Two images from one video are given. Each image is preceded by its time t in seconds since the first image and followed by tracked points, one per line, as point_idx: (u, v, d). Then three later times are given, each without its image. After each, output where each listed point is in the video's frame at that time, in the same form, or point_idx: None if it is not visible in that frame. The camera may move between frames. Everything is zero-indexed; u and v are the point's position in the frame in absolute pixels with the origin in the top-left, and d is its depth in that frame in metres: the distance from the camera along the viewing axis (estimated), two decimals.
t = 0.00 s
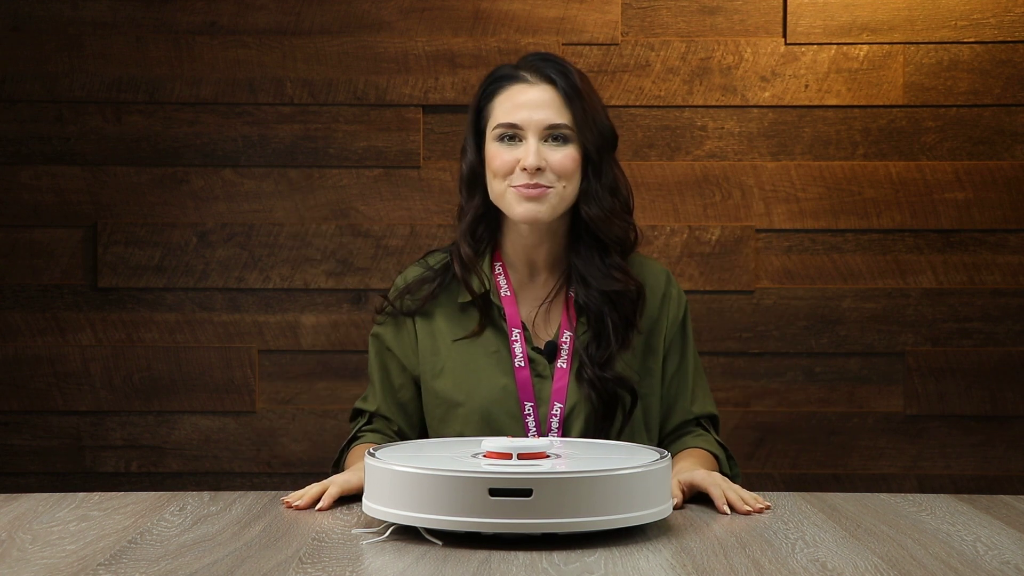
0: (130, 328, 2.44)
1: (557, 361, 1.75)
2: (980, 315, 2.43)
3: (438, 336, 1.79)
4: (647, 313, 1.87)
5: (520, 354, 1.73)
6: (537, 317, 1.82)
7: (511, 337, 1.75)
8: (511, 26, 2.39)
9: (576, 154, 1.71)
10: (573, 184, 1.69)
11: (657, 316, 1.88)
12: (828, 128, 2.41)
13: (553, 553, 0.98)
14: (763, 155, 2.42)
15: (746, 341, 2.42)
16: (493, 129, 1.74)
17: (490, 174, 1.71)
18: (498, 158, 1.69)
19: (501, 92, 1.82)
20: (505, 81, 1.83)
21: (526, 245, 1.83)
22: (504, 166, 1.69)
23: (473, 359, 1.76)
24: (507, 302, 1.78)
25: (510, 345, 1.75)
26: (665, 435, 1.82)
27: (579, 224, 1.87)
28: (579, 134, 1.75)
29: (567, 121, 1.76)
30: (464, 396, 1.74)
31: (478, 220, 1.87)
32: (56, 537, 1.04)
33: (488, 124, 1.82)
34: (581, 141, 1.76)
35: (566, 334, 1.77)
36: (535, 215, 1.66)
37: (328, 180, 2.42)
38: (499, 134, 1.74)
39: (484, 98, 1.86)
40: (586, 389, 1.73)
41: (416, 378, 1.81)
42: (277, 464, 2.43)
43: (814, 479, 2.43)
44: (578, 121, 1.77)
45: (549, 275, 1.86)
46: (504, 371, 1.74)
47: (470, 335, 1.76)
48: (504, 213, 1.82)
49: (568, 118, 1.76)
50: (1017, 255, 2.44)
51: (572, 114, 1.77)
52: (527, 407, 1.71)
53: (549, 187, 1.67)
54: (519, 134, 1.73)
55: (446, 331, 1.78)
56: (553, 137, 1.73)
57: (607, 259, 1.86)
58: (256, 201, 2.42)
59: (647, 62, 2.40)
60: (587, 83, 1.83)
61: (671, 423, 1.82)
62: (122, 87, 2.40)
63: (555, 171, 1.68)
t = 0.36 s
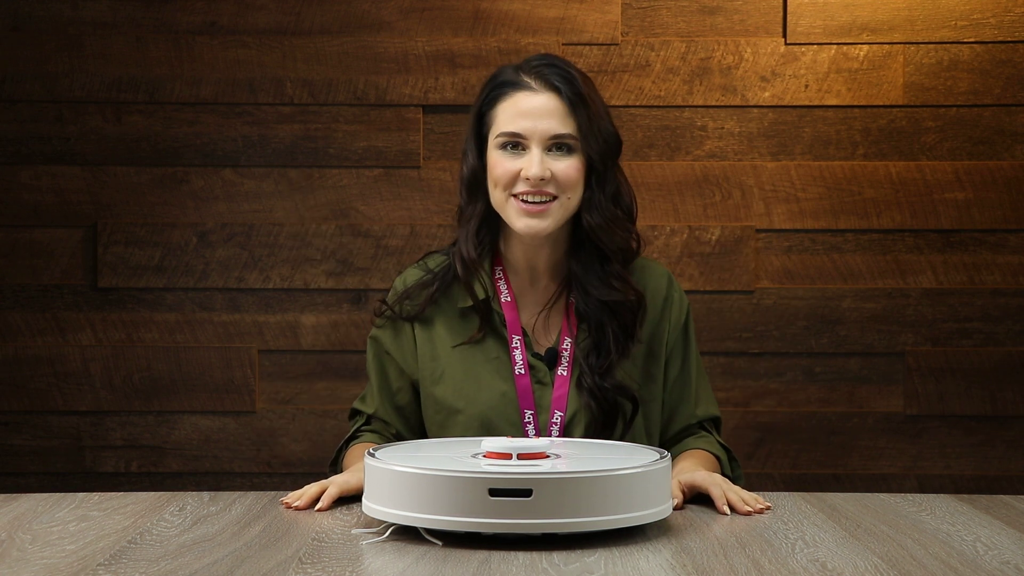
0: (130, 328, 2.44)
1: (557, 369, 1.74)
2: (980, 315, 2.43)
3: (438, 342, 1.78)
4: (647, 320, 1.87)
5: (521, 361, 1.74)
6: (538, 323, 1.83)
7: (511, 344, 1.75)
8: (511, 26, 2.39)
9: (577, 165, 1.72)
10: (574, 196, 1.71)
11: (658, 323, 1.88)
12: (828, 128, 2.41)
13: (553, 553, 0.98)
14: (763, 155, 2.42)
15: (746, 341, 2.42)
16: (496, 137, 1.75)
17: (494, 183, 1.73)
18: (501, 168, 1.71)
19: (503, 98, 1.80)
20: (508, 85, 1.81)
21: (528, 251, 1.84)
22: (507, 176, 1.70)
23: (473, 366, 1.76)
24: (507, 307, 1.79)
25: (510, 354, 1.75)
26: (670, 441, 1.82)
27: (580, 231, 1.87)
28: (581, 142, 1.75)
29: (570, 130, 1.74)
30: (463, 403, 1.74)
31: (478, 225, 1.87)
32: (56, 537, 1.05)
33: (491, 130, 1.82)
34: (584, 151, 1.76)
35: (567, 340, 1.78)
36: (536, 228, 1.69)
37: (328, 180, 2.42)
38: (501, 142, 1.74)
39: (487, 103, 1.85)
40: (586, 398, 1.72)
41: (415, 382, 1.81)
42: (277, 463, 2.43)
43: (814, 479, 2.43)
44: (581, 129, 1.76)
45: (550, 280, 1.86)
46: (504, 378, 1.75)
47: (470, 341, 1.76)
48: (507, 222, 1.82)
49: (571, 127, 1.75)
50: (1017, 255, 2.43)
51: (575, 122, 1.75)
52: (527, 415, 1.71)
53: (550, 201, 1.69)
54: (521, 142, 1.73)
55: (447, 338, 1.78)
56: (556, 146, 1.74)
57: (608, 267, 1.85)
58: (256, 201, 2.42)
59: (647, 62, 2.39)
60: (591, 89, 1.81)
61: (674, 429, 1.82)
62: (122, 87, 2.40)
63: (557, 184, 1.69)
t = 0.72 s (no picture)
0: (130, 328, 2.44)
1: (557, 359, 1.74)
2: (980, 315, 2.43)
3: (439, 333, 1.80)
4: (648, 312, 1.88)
5: (519, 350, 1.74)
6: (537, 313, 1.83)
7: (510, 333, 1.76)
8: (511, 26, 2.39)
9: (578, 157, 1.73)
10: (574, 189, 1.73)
11: (657, 315, 1.88)
12: (828, 128, 2.41)
13: (553, 553, 0.98)
14: (763, 155, 2.42)
15: (746, 341, 2.42)
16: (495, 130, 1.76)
17: (493, 177, 1.74)
18: (501, 163, 1.73)
19: (501, 92, 1.79)
20: (506, 80, 1.80)
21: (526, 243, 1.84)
22: (506, 171, 1.72)
23: (473, 356, 1.77)
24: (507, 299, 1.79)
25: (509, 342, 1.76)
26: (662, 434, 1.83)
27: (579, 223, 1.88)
28: (580, 135, 1.75)
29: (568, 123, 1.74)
30: (464, 395, 1.75)
31: (478, 218, 1.87)
32: (56, 537, 1.04)
33: (489, 125, 1.81)
34: (582, 143, 1.75)
35: (565, 331, 1.78)
36: (537, 222, 1.70)
37: (328, 180, 2.42)
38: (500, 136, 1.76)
39: (483, 97, 1.83)
40: (583, 383, 1.73)
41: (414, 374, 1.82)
42: (277, 463, 2.43)
43: (814, 479, 2.43)
44: (578, 122, 1.75)
45: (548, 273, 1.86)
46: (504, 366, 1.76)
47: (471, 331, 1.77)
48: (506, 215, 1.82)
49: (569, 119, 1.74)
50: (1017, 255, 2.44)
51: (573, 115, 1.75)
52: (524, 403, 1.72)
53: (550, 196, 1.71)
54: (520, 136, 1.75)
55: (447, 327, 1.79)
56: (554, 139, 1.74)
57: (607, 256, 1.85)
58: (256, 201, 2.42)
59: (647, 62, 2.39)
60: (588, 81, 1.80)
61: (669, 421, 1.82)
62: (122, 87, 2.40)
63: (556, 178, 1.70)
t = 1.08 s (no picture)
0: (130, 328, 2.44)
1: (557, 356, 1.74)
2: (980, 315, 2.43)
3: (437, 333, 1.79)
4: (649, 310, 1.88)
5: (520, 347, 1.73)
6: (536, 311, 1.83)
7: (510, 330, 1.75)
8: (511, 26, 2.39)
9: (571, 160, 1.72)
10: (568, 192, 1.72)
11: (658, 313, 1.88)
12: (828, 128, 2.41)
13: (553, 553, 0.98)
14: (763, 155, 2.42)
15: (746, 342, 2.42)
16: (488, 134, 1.75)
17: (487, 181, 1.74)
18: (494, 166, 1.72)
19: (494, 96, 1.79)
20: (498, 84, 1.80)
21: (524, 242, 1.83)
22: (500, 175, 1.71)
23: (472, 355, 1.76)
24: (506, 296, 1.78)
25: (509, 339, 1.75)
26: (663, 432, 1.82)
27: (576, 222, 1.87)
28: (574, 138, 1.74)
29: (562, 127, 1.73)
30: (464, 394, 1.75)
31: (473, 220, 1.87)
32: (56, 537, 1.04)
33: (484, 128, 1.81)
34: (576, 146, 1.75)
35: (565, 327, 1.78)
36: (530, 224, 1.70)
37: (328, 180, 2.42)
38: (493, 140, 1.74)
39: (477, 101, 1.84)
40: (589, 378, 1.73)
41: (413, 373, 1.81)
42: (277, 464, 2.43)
43: (814, 479, 2.43)
44: (572, 125, 1.75)
45: (546, 271, 1.86)
46: (503, 364, 1.75)
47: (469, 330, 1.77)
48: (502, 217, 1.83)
49: (562, 123, 1.74)
50: (1017, 255, 2.44)
51: (566, 118, 1.74)
52: (526, 401, 1.71)
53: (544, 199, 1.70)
54: (514, 140, 1.73)
55: (445, 327, 1.79)
56: (548, 142, 1.73)
57: (607, 254, 1.86)
58: (256, 201, 2.42)
59: (647, 62, 2.39)
60: (581, 82, 1.80)
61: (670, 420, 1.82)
62: (122, 87, 2.40)
63: (550, 181, 1.70)
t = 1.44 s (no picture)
0: (130, 327, 2.44)
1: (553, 364, 1.75)
2: (980, 315, 2.43)
3: (433, 341, 1.79)
4: (646, 316, 1.88)
5: (516, 358, 1.74)
6: (530, 321, 1.83)
7: (506, 341, 1.76)
8: (511, 26, 2.39)
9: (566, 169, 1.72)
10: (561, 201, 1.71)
11: (655, 319, 1.89)
12: (828, 128, 2.41)
13: (553, 553, 0.98)
14: (763, 155, 2.42)
15: (746, 341, 2.42)
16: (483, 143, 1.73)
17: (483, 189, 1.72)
18: (489, 173, 1.70)
19: (489, 102, 1.79)
20: (494, 90, 1.80)
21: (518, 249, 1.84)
22: (496, 182, 1.69)
23: (468, 364, 1.77)
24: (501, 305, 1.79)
25: (505, 349, 1.76)
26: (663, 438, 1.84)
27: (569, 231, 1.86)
28: (569, 146, 1.73)
29: (557, 135, 1.73)
30: (460, 403, 1.75)
31: (467, 226, 1.85)
32: (56, 537, 1.05)
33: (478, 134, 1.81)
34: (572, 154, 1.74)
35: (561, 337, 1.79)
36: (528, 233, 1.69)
37: (328, 180, 2.42)
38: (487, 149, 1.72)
39: (472, 107, 1.84)
40: (583, 390, 1.73)
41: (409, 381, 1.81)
42: (277, 464, 2.43)
43: (814, 480, 2.43)
44: (567, 132, 1.74)
45: (542, 278, 1.87)
46: (499, 374, 1.75)
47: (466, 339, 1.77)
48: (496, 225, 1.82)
49: (558, 131, 1.73)
50: (1017, 255, 2.44)
51: (562, 126, 1.74)
52: (522, 411, 1.72)
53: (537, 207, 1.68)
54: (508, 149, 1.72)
55: (441, 338, 1.79)
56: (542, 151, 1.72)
57: (598, 265, 1.85)
58: (256, 201, 2.42)
59: (647, 62, 2.39)
60: (576, 90, 1.80)
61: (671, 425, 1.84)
62: (122, 87, 2.40)
63: (545, 189, 1.68)
